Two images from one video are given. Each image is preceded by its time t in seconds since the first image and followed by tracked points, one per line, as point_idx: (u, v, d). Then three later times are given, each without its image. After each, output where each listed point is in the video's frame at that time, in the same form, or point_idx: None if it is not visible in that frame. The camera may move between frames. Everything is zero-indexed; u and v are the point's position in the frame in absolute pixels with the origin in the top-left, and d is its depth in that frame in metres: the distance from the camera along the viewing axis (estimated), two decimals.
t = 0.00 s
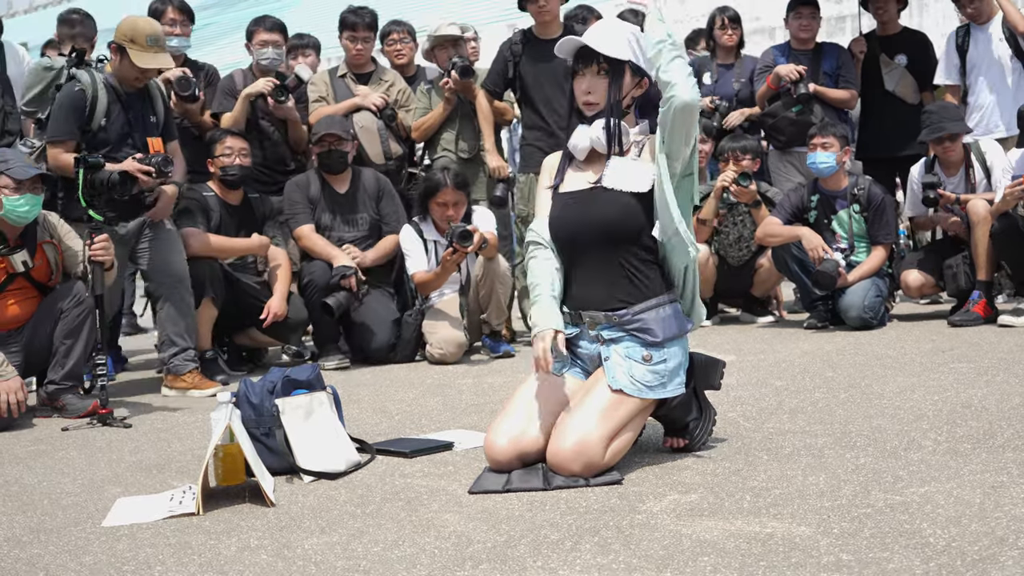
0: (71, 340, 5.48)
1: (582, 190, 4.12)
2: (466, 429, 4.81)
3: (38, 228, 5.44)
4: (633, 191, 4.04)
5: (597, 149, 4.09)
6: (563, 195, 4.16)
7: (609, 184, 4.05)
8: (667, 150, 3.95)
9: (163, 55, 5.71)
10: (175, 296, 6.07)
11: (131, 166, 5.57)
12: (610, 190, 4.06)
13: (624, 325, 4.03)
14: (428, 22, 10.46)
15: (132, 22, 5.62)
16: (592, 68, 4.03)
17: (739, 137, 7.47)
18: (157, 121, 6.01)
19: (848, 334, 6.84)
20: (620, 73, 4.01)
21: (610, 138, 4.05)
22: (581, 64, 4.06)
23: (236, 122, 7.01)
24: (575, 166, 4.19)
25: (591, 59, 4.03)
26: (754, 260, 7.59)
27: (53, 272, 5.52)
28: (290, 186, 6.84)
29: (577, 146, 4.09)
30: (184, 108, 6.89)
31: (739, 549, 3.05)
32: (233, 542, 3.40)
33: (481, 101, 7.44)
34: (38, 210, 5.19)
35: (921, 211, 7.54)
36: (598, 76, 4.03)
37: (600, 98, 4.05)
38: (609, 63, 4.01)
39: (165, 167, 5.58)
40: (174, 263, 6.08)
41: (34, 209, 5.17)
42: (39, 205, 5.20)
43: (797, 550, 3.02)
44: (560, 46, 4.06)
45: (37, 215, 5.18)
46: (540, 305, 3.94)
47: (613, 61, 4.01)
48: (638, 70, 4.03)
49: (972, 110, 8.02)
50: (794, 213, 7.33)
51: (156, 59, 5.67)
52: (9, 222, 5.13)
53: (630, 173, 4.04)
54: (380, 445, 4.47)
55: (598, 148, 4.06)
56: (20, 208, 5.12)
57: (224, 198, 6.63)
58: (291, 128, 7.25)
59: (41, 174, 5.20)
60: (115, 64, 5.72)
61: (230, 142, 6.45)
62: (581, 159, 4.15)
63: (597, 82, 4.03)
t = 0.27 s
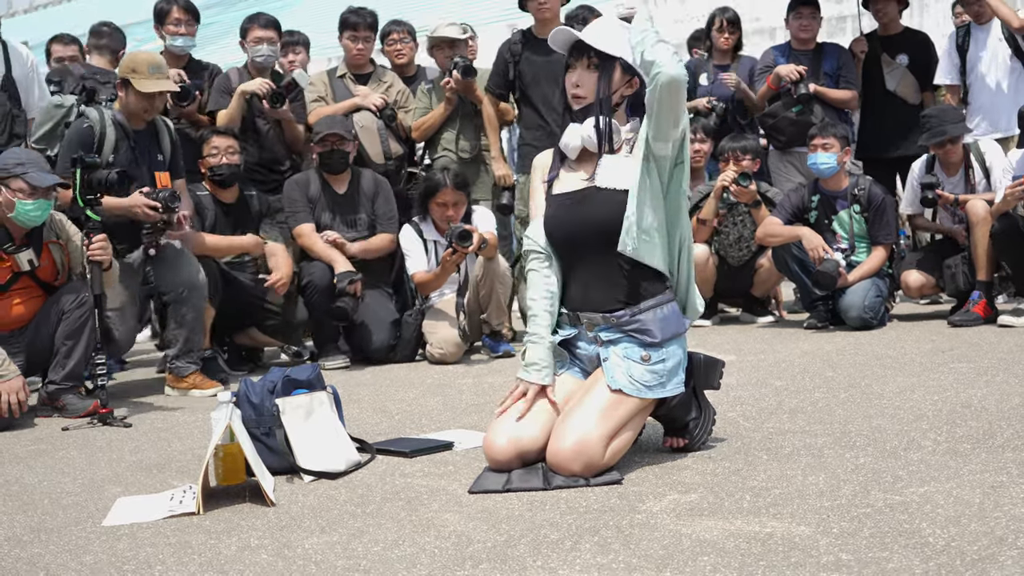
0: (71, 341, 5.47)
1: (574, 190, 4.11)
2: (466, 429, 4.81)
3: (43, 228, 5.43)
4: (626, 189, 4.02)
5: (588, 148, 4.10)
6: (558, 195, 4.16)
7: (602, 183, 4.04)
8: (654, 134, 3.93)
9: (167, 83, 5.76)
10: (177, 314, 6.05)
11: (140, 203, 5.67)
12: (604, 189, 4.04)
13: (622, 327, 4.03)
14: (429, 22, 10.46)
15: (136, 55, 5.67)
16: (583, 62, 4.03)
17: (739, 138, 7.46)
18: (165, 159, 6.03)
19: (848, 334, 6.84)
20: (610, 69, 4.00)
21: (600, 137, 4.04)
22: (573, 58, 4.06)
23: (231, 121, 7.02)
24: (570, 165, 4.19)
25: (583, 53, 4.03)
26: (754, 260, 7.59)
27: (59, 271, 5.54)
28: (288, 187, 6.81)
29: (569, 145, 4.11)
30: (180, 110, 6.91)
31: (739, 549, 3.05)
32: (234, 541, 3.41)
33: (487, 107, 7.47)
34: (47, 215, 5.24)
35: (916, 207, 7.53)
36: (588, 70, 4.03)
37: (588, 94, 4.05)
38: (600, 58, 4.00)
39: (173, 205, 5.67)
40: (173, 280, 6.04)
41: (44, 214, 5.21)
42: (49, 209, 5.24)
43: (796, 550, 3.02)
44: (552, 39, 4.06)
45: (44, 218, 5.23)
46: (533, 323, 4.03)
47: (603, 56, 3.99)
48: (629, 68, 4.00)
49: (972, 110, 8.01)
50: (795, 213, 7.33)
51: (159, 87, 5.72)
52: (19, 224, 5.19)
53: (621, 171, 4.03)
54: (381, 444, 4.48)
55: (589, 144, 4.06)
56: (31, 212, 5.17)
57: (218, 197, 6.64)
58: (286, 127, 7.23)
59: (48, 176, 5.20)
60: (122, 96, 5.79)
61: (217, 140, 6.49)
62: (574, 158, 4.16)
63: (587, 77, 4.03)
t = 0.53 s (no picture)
0: (69, 344, 5.47)
1: (566, 191, 4.06)
2: (465, 429, 4.81)
3: (43, 229, 5.41)
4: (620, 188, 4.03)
5: (577, 147, 4.05)
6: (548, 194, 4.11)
7: (597, 183, 4.02)
8: (649, 129, 3.94)
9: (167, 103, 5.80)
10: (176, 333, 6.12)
11: (143, 224, 5.72)
12: (599, 189, 4.02)
13: (618, 327, 4.02)
14: (428, 22, 10.45)
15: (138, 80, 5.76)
16: (568, 59, 4.03)
17: (739, 138, 7.47)
18: (171, 185, 6.05)
19: (847, 334, 6.84)
20: (597, 65, 4.01)
21: (589, 136, 4.02)
22: (558, 55, 4.05)
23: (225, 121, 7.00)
24: (556, 166, 4.13)
25: (569, 50, 4.02)
26: (754, 260, 7.60)
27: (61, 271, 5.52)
28: (286, 189, 6.81)
29: (556, 144, 4.05)
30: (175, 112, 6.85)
31: (737, 549, 3.05)
32: (232, 542, 3.41)
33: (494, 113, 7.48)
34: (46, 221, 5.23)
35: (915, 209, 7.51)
36: (574, 67, 4.02)
37: (575, 92, 4.03)
38: (586, 54, 4.01)
39: (175, 229, 5.72)
40: (177, 302, 6.15)
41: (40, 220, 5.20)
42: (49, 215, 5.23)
43: (795, 550, 3.01)
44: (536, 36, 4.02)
45: (41, 221, 5.20)
46: (533, 319, 3.97)
47: (590, 53, 4.00)
48: (614, 65, 4.03)
49: (972, 109, 8.01)
50: (794, 213, 7.32)
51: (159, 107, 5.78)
52: (18, 227, 5.18)
53: (614, 170, 4.04)
54: (380, 445, 4.47)
55: (578, 143, 4.02)
56: (30, 219, 5.17)
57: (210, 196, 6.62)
58: (282, 125, 7.22)
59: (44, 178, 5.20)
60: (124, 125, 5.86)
61: (214, 145, 6.42)
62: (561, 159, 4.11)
63: (573, 74, 4.02)
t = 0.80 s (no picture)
0: (67, 344, 5.46)
1: (560, 194, 4.06)
2: (464, 429, 4.81)
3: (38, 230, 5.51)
4: (615, 187, 4.02)
5: (567, 147, 4.04)
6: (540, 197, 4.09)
7: (591, 184, 4.03)
8: (646, 126, 3.98)
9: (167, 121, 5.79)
10: (180, 341, 6.14)
11: (142, 240, 5.74)
12: (594, 190, 4.03)
13: (615, 328, 4.04)
14: (427, 23, 10.45)
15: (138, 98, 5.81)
16: (554, 59, 4.02)
17: (738, 137, 7.48)
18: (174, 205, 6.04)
19: (846, 334, 6.84)
20: (584, 65, 4.01)
21: (580, 135, 4.01)
22: (543, 56, 4.04)
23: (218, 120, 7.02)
24: (547, 168, 4.12)
25: (555, 50, 4.01)
26: (753, 260, 7.60)
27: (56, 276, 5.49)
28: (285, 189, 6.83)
29: (546, 145, 4.03)
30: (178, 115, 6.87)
31: (735, 549, 3.05)
32: (231, 542, 3.41)
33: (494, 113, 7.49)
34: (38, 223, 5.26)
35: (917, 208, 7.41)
36: (560, 67, 4.02)
37: (563, 91, 4.02)
38: (572, 55, 4.00)
39: (174, 248, 5.68)
40: (181, 310, 6.18)
41: (33, 220, 5.22)
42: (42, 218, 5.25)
43: (792, 550, 3.02)
44: (522, 36, 4.01)
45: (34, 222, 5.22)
46: (524, 324, 3.95)
47: (576, 53, 4.00)
48: (600, 64, 4.04)
49: (971, 108, 8.01)
50: (793, 213, 7.32)
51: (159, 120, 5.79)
52: (11, 228, 5.22)
53: (608, 170, 4.02)
54: (379, 445, 4.48)
55: (568, 144, 4.01)
56: (22, 220, 5.19)
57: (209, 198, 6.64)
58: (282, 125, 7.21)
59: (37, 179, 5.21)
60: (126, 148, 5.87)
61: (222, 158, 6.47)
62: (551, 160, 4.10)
63: (560, 74, 4.01)
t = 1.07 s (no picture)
0: (64, 344, 5.46)
1: (556, 196, 4.06)
2: (464, 430, 4.81)
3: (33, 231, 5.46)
4: (611, 188, 4.04)
5: (562, 149, 4.04)
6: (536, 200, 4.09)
7: (587, 185, 4.03)
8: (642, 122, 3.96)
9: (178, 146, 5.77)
10: (180, 341, 6.18)
11: (139, 241, 5.72)
12: (590, 190, 4.03)
13: (615, 330, 4.04)
14: (427, 23, 10.45)
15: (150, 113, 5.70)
16: (548, 61, 4.02)
17: (738, 138, 7.48)
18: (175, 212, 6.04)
19: (846, 334, 6.84)
20: (578, 66, 4.02)
21: (575, 136, 4.01)
22: (537, 57, 4.04)
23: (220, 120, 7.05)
24: (541, 170, 4.11)
25: (548, 52, 4.02)
26: (753, 260, 7.61)
27: (52, 276, 5.45)
28: (291, 189, 6.82)
29: (541, 147, 4.02)
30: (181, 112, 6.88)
31: (736, 549, 3.06)
32: (231, 543, 3.41)
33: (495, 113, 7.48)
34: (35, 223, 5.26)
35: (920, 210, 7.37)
36: (554, 68, 4.02)
37: (557, 93, 4.03)
38: (566, 56, 4.01)
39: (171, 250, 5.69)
40: (181, 311, 6.19)
41: (31, 221, 5.23)
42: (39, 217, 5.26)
43: (793, 550, 3.02)
44: (516, 38, 4.02)
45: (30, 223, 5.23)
46: (522, 326, 3.94)
47: (570, 54, 4.00)
48: (593, 65, 4.06)
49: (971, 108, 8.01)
50: (792, 213, 7.32)
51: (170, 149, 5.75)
52: (8, 227, 5.22)
53: (604, 170, 4.03)
54: (379, 445, 4.48)
55: (562, 146, 4.01)
56: (20, 220, 5.19)
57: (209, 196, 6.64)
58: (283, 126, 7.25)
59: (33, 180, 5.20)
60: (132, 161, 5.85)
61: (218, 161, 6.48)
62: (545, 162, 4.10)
63: (554, 75, 4.02)
